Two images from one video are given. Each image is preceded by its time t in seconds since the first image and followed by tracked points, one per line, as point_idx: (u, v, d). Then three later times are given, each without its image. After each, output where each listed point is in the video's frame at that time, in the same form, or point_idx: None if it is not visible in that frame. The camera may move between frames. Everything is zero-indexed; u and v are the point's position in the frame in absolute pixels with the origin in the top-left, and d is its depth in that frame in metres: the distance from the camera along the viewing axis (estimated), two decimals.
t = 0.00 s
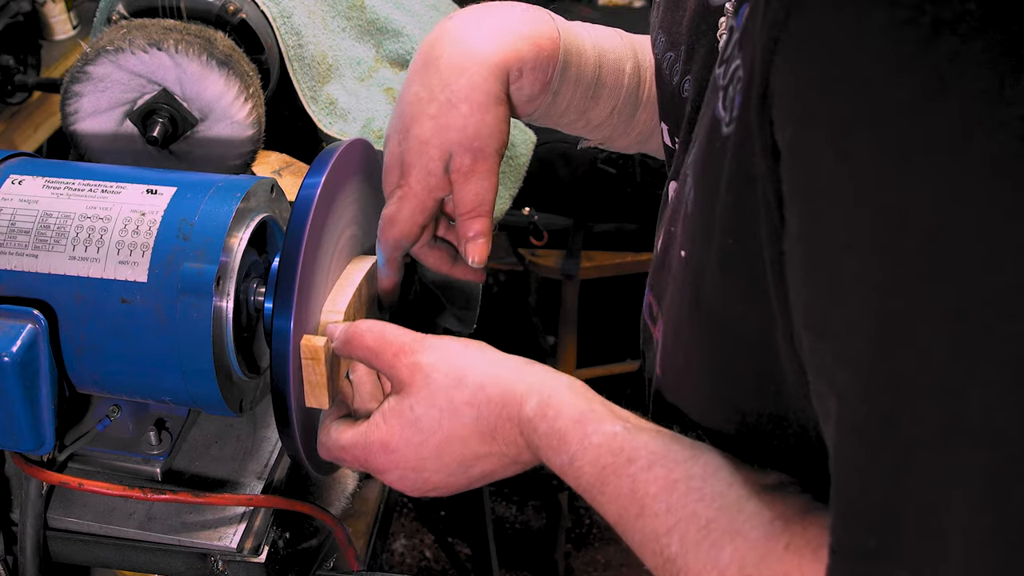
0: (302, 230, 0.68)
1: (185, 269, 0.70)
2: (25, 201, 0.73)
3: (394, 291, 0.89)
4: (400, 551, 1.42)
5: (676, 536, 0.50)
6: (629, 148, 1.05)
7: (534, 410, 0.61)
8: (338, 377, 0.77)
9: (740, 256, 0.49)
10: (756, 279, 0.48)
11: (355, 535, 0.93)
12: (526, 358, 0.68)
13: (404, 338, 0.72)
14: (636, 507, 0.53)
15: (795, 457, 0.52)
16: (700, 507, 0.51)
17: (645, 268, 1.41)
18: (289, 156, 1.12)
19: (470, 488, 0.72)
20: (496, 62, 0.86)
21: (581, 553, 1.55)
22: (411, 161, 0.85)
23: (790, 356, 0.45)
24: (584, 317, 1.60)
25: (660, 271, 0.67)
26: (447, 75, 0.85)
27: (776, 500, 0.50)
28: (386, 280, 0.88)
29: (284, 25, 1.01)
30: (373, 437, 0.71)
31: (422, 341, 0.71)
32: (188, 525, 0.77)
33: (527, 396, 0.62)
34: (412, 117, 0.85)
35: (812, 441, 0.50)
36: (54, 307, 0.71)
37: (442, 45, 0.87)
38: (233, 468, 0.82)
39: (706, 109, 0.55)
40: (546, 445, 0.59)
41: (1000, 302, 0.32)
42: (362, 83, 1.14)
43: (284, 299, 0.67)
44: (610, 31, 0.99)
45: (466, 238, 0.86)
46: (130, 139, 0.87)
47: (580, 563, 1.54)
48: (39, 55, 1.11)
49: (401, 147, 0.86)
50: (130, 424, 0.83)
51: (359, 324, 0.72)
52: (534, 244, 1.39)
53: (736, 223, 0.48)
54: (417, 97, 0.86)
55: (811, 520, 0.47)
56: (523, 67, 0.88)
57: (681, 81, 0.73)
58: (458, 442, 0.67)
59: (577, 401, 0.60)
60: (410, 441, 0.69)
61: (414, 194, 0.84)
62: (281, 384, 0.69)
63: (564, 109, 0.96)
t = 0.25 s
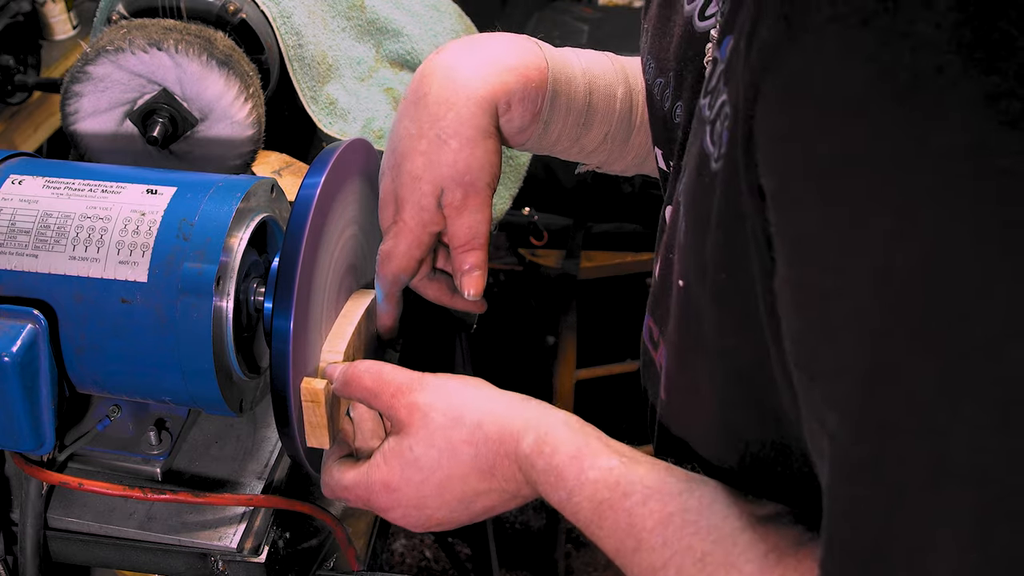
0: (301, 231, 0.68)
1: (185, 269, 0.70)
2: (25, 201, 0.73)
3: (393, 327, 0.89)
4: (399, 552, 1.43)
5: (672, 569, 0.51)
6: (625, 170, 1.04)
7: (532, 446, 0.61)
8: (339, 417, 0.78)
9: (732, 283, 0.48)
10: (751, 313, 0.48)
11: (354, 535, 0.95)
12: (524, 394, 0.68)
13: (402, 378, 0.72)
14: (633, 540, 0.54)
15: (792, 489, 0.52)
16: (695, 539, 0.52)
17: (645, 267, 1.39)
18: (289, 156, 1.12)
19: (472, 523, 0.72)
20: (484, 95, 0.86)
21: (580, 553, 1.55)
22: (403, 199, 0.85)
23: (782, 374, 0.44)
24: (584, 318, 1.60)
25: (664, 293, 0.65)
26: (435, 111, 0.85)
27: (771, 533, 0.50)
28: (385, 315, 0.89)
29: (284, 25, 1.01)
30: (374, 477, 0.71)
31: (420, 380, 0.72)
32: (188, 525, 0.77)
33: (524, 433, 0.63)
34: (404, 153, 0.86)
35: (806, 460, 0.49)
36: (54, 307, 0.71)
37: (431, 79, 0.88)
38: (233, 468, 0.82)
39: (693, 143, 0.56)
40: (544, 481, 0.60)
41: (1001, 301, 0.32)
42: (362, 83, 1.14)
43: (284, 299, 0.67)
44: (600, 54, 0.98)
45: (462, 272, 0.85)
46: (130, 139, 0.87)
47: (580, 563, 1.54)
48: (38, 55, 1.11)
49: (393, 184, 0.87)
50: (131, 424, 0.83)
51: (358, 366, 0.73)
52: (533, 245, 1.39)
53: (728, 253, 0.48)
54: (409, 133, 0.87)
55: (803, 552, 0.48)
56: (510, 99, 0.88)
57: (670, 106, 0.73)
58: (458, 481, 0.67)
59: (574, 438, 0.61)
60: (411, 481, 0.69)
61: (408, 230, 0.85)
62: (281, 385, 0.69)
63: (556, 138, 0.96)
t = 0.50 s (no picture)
0: (301, 231, 0.68)
1: (185, 269, 0.70)
2: (25, 201, 0.73)
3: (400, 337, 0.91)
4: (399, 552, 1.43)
5: (677, 556, 0.52)
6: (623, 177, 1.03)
7: (535, 447, 0.63)
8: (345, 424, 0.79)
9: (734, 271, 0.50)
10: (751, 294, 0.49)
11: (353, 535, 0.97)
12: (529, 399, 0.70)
13: (408, 386, 0.73)
14: (638, 530, 0.55)
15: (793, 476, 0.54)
16: (697, 526, 0.53)
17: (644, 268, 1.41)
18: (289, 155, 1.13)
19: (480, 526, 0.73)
20: (481, 109, 0.86)
21: (581, 553, 1.55)
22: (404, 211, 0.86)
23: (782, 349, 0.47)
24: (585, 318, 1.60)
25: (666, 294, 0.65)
26: (433, 125, 0.86)
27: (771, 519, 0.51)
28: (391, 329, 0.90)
29: (284, 25, 1.01)
30: (383, 483, 0.71)
31: (426, 388, 0.72)
32: (188, 525, 0.77)
33: (528, 435, 0.64)
34: (404, 168, 0.86)
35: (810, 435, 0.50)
36: (54, 307, 0.71)
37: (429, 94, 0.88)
38: (233, 468, 0.82)
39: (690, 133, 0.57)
40: (548, 480, 0.62)
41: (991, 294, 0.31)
42: (362, 83, 1.14)
43: (284, 299, 0.67)
44: (595, 65, 0.98)
45: (465, 280, 0.86)
46: (130, 140, 0.88)
47: (580, 563, 1.53)
48: (38, 55, 1.11)
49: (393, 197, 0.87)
50: (131, 424, 0.83)
51: (364, 376, 0.73)
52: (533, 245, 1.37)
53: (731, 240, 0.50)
54: (409, 148, 0.87)
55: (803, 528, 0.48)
56: (507, 111, 0.88)
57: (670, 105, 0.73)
58: (465, 484, 0.68)
59: (576, 437, 0.63)
60: (420, 485, 0.70)
61: (412, 242, 0.85)
62: (281, 385, 0.69)
63: (554, 149, 0.96)
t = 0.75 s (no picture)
0: (301, 230, 0.68)
1: (185, 269, 0.70)
2: (25, 201, 0.73)
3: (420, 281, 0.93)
4: (400, 552, 1.43)
5: (695, 488, 0.51)
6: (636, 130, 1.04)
7: (550, 370, 0.63)
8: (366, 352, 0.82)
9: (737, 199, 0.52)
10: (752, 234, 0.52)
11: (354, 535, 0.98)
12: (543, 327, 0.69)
13: (429, 316, 0.74)
14: (645, 444, 0.55)
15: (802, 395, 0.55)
16: (702, 436, 0.53)
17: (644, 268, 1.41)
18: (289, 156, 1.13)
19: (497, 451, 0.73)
20: (495, 62, 0.87)
21: (580, 553, 1.56)
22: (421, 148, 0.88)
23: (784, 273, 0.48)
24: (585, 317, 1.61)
25: (671, 228, 0.69)
26: (444, 70, 0.88)
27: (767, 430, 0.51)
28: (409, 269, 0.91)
29: (284, 25, 1.01)
30: (406, 408, 0.73)
31: (447, 317, 0.73)
32: (188, 525, 0.77)
33: (544, 358, 0.64)
34: (423, 120, 0.88)
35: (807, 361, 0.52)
36: (54, 307, 0.71)
37: (445, 51, 0.89)
38: (233, 468, 0.82)
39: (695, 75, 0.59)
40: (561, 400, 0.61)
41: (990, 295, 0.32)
42: (362, 83, 1.14)
43: (284, 299, 0.67)
44: (603, 20, 0.98)
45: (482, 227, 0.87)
46: (130, 139, 0.88)
47: (580, 563, 1.54)
48: (38, 55, 1.11)
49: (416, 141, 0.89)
50: (131, 424, 0.83)
51: (388, 310, 0.75)
52: (533, 245, 1.33)
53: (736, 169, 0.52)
54: (427, 101, 0.88)
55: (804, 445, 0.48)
56: (522, 65, 0.89)
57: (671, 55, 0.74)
58: (485, 409, 0.68)
59: (589, 359, 0.63)
60: (441, 409, 0.70)
61: (431, 190, 0.87)
62: (281, 385, 0.69)
63: (566, 101, 0.97)
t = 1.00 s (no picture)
0: (301, 229, 0.68)
1: (185, 269, 0.70)
2: (25, 201, 0.73)
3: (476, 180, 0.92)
4: (400, 552, 1.44)
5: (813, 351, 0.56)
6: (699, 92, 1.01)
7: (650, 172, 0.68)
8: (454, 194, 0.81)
9: (856, 69, 0.62)
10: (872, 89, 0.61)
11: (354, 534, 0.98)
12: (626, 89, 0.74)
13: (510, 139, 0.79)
14: (762, 283, 0.59)
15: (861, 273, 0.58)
16: (806, 247, 0.59)
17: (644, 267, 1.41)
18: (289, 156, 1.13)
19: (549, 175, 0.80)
20: None
21: (581, 553, 1.56)
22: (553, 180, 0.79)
23: (874, 116, 0.61)
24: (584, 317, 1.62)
25: (730, 57, 0.84)
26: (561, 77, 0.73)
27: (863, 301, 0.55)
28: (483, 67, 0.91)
29: (284, 25, 1.01)
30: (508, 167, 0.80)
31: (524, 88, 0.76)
32: (188, 525, 0.77)
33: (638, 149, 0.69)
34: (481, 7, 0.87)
35: (897, 180, 0.63)
36: (54, 307, 0.71)
37: None
38: (233, 468, 0.82)
39: None
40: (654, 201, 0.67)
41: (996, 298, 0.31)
42: (362, 83, 1.13)
43: (285, 299, 0.67)
44: None
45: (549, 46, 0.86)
46: (130, 139, 0.87)
47: (580, 563, 1.54)
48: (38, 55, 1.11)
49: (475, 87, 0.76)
50: (131, 424, 0.83)
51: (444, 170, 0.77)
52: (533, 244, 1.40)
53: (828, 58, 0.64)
54: None
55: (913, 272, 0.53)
56: None
57: None
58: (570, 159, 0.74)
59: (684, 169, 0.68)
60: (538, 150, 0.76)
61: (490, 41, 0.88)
62: (281, 385, 0.69)
63: None
